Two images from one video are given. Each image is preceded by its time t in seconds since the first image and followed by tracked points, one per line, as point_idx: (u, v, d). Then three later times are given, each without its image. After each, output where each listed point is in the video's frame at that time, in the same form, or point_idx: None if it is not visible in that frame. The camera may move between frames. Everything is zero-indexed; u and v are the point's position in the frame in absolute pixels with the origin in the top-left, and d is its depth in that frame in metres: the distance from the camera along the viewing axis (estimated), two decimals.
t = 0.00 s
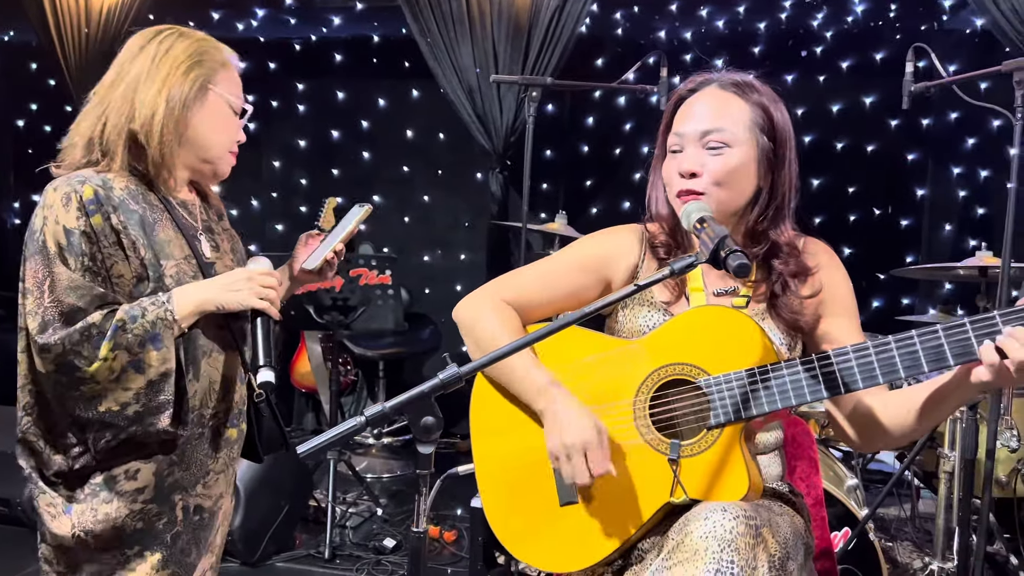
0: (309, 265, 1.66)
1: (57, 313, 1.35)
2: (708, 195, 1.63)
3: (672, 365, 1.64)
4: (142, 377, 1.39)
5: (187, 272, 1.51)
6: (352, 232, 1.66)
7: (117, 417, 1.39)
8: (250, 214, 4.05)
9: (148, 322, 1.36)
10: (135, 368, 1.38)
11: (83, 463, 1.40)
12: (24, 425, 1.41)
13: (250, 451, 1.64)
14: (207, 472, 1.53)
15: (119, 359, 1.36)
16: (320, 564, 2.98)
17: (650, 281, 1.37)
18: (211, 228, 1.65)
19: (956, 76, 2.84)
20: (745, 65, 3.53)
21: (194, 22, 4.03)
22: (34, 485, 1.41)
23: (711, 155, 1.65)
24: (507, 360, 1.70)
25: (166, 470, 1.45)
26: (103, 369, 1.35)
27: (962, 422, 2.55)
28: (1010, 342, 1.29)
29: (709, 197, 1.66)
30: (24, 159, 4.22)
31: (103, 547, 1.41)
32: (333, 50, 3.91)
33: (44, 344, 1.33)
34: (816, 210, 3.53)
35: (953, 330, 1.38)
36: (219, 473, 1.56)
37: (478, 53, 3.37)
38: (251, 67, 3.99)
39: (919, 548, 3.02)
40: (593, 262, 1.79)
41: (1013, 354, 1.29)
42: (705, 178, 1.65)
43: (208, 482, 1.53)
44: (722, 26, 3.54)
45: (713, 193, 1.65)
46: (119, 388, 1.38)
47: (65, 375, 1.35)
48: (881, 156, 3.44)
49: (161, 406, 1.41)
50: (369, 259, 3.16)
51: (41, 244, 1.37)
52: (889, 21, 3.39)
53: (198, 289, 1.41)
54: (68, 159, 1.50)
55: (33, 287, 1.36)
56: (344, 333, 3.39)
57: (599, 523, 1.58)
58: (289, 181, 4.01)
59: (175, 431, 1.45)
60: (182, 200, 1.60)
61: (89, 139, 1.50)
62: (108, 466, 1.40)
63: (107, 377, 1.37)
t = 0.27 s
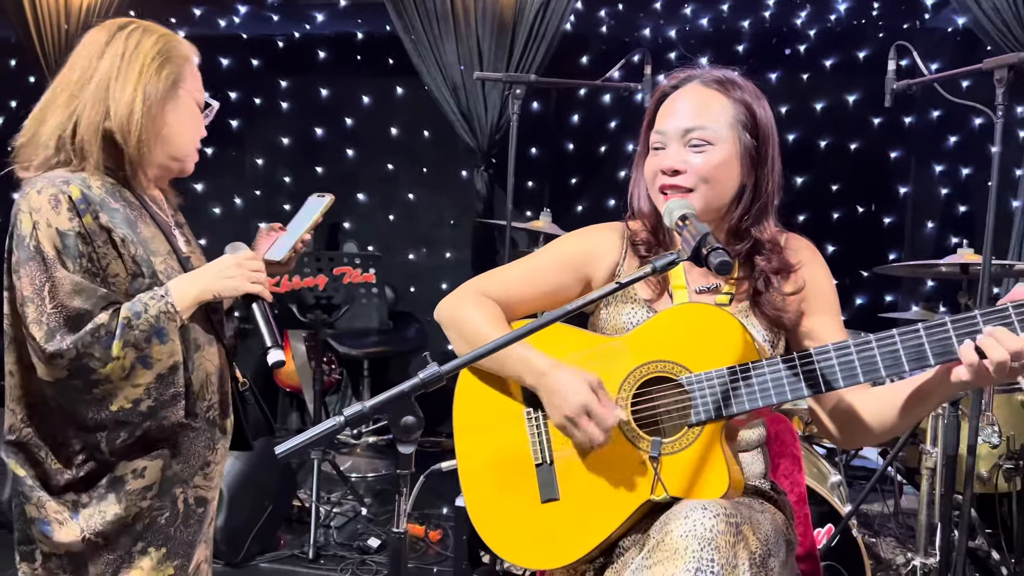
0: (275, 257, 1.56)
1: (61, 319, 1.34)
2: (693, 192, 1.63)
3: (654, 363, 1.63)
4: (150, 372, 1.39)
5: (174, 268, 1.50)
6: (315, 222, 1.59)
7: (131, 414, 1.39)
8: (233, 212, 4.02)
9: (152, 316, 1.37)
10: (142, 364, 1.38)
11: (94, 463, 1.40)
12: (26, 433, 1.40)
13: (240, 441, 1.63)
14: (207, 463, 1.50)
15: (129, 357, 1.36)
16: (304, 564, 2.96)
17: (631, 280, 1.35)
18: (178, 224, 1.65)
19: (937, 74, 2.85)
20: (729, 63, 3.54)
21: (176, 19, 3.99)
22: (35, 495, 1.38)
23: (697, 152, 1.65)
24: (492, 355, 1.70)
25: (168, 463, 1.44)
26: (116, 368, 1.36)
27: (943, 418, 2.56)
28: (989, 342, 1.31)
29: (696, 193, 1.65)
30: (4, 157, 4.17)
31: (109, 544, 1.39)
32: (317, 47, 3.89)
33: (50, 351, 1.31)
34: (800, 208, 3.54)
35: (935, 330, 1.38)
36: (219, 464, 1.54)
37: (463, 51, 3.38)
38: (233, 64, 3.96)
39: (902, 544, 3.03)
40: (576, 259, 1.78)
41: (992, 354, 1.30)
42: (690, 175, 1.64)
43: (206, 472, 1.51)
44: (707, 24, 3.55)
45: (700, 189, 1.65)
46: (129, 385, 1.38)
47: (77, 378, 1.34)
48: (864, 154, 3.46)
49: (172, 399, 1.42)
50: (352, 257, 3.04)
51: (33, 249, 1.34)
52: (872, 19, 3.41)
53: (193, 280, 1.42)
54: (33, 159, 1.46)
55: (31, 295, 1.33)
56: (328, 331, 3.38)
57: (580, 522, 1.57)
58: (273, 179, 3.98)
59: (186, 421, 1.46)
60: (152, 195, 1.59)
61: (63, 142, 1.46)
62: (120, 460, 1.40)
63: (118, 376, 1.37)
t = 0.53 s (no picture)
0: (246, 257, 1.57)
1: (57, 314, 1.27)
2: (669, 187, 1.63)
3: (633, 360, 1.63)
4: (147, 359, 1.36)
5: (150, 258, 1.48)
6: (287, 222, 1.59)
7: (131, 403, 1.36)
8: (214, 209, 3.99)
9: (146, 303, 1.33)
10: (141, 352, 1.35)
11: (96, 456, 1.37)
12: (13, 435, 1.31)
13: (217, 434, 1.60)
14: (187, 458, 1.48)
15: (127, 346, 1.32)
16: (286, 564, 2.94)
17: (611, 275, 1.34)
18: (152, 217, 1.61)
19: (916, 72, 2.87)
20: (712, 60, 3.55)
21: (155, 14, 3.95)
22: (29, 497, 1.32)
23: (673, 148, 1.65)
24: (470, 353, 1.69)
25: (157, 459, 1.42)
26: (116, 360, 1.31)
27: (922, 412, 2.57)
28: (966, 335, 1.30)
29: (672, 189, 1.65)
30: None
31: (100, 546, 1.36)
32: (299, 43, 3.86)
33: (51, 347, 1.25)
34: (782, 205, 3.55)
35: (912, 324, 1.38)
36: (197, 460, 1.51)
37: (446, 48, 3.40)
38: (214, 60, 3.92)
39: (883, 539, 3.06)
40: (555, 257, 1.78)
41: (968, 347, 1.29)
42: (667, 170, 1.64)
43: (188, 465, 1.48)
44: (689, 22, 3.56)
45: (676, 185, 1.65)
46: (129, 373, 1.35)
47: (77, 373, 1.30)
48: (845, 151, 3.48)
49: (170, 382, 1.43)
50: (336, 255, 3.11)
51: (22, 246, 1.27)
52: (853, 17, 3.44)
53: (180, 261, 1.39)
54: None
55: (25, 291, 1.26)
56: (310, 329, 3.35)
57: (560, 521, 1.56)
58: (255, 176, 3.95)
59: (177, 411, 1.45)
60: (123, 188, 1.57)
61: (6, 154, 1.42)
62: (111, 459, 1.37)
63: (118, 367, 1.32)
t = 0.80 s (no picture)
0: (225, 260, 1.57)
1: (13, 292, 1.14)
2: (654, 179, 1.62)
3: (612, 355, 1.63)
4: (122, 313, 1.18)
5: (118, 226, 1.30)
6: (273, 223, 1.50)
7: (110, 363, 1.18)
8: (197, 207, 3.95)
9: (105, 256, 1.16)
10: (112, 308, 1.17)
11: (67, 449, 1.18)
12: None
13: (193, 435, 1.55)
14: (153, 451, 1.31)
15: (94, 305, 1.14)
16: (269, 563, 2.92)
17: (589, 271, 1.34)
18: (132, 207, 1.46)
19: (898, 69, 2.88)
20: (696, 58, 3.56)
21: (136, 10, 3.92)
22: None
23: (659, 139, 1.64)
24: (449, 350, 1.68)
25: (125, 452, 1.25)
26: (83, 321, 1.13)
27: (901, 408, 2.59)
28: (944, 333, 1.30)
29: (657, 181, 1.65)
30: None
31: (71, 543, 1.20)
32: (282, 39, 3.84)
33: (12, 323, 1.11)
34: (766, 202, 3.56)
35: (890, 321, 1.39)
36: (168, 451, 1.33)
37: (430, 44, 3.43)
38: (196, 55, 3.89)
39: (865, 534, 3.07)
40: (534, 252, 1.77)
41: (946, 345, 1.29)
42: (651, 162, 1.63)
43: (153, 461, 1.30)
44: (674, 19, 3.56)
45: (661, 176, 1.64)
46: (103, 331, 1.16)
47: (47, 351, 1.14)
48: (829, 148, 3.50)
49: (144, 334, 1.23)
50: (318, 253, 3.10)
51: None
52: (836, 15, 3.46)
53: (136, 198, 1.21)
54: None
55: None
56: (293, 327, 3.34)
57: (538, 516, 1.56)
58: (237, 173, 3.92)
59: (151, 406, 1.31)
60: (98, 177, 1.37)
61: None
62: (88, 447, 1.20)
63: (87, 329, 1.14)
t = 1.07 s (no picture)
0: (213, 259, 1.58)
1: None
2: (643, 177, 1.61)
3: (597, 355, 1.63)
4: (76, 310, 1.12)
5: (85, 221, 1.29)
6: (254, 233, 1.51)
7: (70, 363, 1.13)
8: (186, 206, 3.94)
9: (59, 254, 1.11)
10: (65, 307, 1.11)
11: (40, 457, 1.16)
12: None
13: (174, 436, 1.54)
14: (131, 456, 1.34)
15: (47, 303, 1.09)
16: (258, 563, 2.91)
17: (577, 271, 1.33)
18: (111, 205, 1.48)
19: (886, 69, 2.89)
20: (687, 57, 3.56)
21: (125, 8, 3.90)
22: None
23: (649, 138, 1.64)
24: (436, 350, 1.67)
25: (99, 459, 1.25)
26: (33, 321, 1.08)
27: (889, 406, 2.61)
28: (923, 326, 1.30)
29: (645, 179, 1.64)
30: None
31: (45, 547, 1.18)
32: (272, 37, 3.83)
33: None
34: (756, 201, 3.57)
35: (872, 315, 1.39)
36: (146, 458, 1.37)
37: (420, 43, 3.44)
38: (185, 54, 3.87)
39: (854, 532, 3.09)
40: (522, 252, 1.77)
41: (924, 337, 1.29)
42: (642, 160, 1.62)
43: (131, 467, 1.33)
44: (664, 18, 3.57)
45: (650, 175, 1.64)
46: (59, 332, 1.11)
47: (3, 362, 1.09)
48: (818, 148, 3.51)
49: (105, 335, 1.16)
50: (309, 252, 3.06)
51: None
52: (825, 15, 3.47)
53: (93, 190, 1.17)
54: None
55: None
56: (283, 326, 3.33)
57: (526, 517, 1.56)
58: (227, 172, 3.90)
59: (123, 408, 1.33)
60: (74, 176, 1.38)
61: None
62: (60, 451, 1.18)
63: (39, 330, 1.09)
